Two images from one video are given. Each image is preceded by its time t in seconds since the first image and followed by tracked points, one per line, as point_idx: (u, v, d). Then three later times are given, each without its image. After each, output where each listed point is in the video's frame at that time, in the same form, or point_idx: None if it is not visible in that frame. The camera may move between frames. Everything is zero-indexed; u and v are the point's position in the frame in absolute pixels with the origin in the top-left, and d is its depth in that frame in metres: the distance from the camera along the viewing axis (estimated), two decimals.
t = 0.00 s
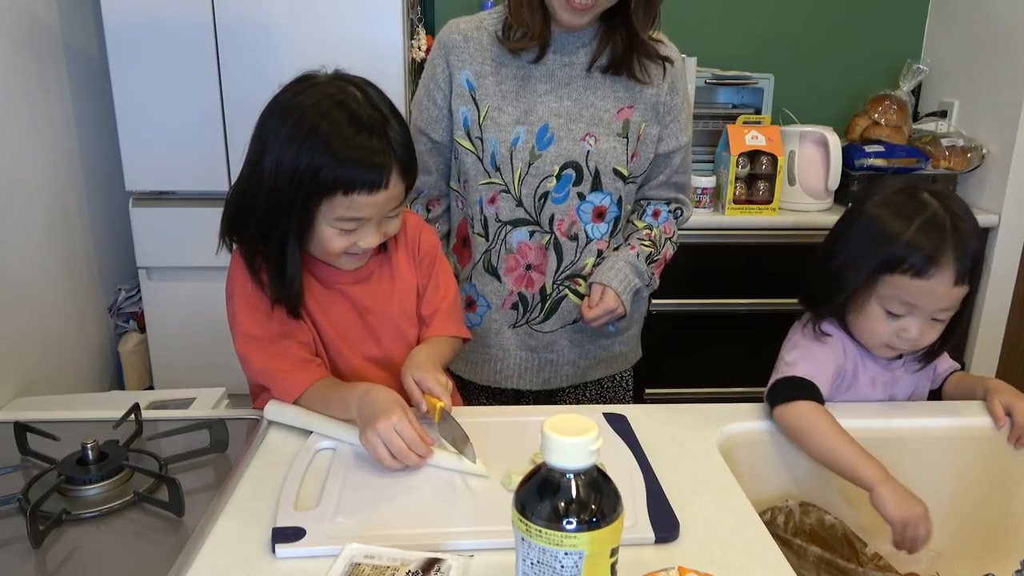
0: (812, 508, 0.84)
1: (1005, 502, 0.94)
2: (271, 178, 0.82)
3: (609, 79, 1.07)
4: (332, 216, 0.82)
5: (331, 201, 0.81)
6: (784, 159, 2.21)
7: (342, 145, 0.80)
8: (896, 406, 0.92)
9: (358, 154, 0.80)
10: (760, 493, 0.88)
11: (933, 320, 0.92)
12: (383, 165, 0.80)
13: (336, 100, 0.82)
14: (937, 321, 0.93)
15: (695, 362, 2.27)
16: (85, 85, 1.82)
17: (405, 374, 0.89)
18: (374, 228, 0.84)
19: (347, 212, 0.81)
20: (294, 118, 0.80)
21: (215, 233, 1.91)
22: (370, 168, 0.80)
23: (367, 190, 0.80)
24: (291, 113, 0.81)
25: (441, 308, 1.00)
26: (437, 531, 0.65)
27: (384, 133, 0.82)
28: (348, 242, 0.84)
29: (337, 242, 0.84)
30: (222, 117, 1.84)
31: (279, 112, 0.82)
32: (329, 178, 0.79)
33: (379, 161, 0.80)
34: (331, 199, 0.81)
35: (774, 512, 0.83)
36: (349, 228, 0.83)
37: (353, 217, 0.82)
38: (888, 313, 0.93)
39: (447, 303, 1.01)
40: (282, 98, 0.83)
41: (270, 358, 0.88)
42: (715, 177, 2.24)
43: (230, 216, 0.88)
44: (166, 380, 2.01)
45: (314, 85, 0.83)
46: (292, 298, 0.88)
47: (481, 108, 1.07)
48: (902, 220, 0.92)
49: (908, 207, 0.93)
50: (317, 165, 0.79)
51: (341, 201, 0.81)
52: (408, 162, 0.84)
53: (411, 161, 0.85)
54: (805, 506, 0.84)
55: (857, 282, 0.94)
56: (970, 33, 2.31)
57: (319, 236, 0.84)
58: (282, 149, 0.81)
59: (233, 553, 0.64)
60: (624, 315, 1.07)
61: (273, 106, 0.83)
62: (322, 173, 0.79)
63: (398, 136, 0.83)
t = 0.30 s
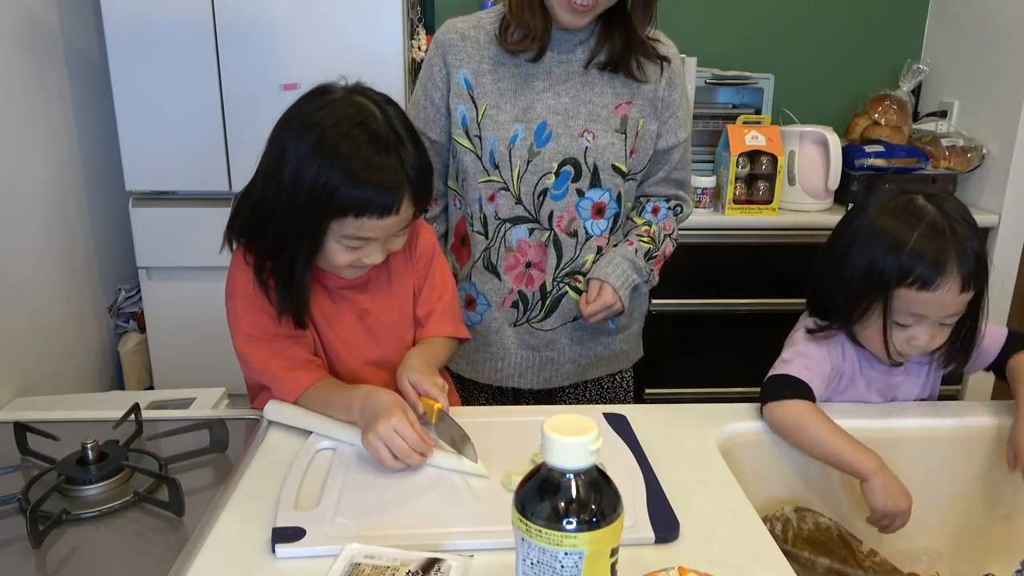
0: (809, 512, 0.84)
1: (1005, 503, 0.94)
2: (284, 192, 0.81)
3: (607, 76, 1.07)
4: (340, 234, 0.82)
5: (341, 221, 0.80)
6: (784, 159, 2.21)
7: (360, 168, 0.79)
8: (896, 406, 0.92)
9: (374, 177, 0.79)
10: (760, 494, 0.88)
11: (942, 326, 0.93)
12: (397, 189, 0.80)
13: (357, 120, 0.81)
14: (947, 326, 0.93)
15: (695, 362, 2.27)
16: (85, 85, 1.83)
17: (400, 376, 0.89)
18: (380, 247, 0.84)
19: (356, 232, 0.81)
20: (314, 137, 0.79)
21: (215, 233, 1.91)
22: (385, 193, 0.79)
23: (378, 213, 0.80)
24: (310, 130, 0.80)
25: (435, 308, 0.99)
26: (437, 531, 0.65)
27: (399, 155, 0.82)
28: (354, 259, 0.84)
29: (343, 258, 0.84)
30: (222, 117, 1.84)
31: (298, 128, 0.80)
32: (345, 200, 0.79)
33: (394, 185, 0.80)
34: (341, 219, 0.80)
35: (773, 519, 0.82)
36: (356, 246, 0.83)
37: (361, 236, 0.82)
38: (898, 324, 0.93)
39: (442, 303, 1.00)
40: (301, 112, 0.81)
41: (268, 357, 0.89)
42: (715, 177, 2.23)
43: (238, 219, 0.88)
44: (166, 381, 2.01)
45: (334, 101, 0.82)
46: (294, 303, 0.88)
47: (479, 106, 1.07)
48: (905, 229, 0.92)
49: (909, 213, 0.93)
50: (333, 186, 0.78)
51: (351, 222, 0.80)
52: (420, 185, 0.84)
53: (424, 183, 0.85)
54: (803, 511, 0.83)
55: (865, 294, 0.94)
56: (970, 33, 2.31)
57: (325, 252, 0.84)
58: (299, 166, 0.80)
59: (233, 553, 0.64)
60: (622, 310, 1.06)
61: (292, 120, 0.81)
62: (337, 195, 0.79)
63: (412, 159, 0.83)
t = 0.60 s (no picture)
0: (811, 514, 0.83)
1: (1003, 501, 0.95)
2: (291, 200, 0.81)
3: (609, 76, 1.07)
4: (345, 241, 0.82)
5: (345, 228, 0.81)
6: (784, 159, 2.21)
7: (367, 178, 0.79)
8: (895, 407, 0.92)
9: (381, 187, 0.79)
10: (759, 495, 0.89)
11: (939, 332, 0.91)
12: (403, 198, 0.80)
13: (364, 130, 0.80)
14: (944, 333, 0.91)
15: (695, 362, 2.27)
16: (85, 85, 1.83)
17: (404, 383, 0.88)
18: (383, 252, 0.84)
19: (361, 239, 0.82)
20: (321, 147, 0.79)
21: (215, 233, 1.91)
22: (391, 202, 0.80)
23: (384, 221, 0.80)
24: (317, 140, 0.79)
25: (431, 310, 1.00)
26: (437, 531, 0.65)
27: (404, 162, 0.82)
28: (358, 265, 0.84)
29: (347, 263, 0.84)
30: (222, 117, 1.84)
31: (304, 136, 0.80)
32: (351, 211, 0.79)
33: (400, 194, 0.80)
34: (346, 227, 0.81)
35: (774, 523, 0.82)
36: (360, 252, 0.83)
37: (364, 242, 0.82)
38: (891, 329, 0.92)
39: (437, 304, 1.01)
40: (306, 120, 0.81)
41: (268, 358, 0.88)
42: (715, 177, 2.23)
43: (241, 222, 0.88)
44: (167, 380, 2.01)
45: (340, 109, 0.81)
46: (295, 306, 0.88)
47: (480, 107, 1.06)
48: (899, 229, 0.92)
49: (906, 215, 0.93)
50: (340, 196, 0.78)
51: (356, 229, 0.81)
52: (424, 191, 0.84)
53: (428, 190, 0.85)
54: (805, 514, 0.82)
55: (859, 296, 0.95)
56: (970, 33, 2.31)
57: (330, 258, 0.84)
58: (306, 176, 0.79)
59: (233, 553, 0.64)
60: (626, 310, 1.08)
61: (299, 129, 0.81)
62: (344, 205, 0.79)
63: (416, 165, 0.83)
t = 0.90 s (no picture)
0: (811, 514, 0.83)
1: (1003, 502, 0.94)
2: (287, 200, 0.81)
3: (610, 76, 1.07)
4: (340, 240, 0.82)
5: (340, 227, 0.81)
6: (784, 159, 2.21)
7: (360, 177, 0.79)
8: (895, 408, 0.92)
9: (375, 185, 0.79)
10: (757, 496, 0.89)
11: (926, 322, 0.91)
12: (397, 196, 0.80)
13: (357, 128, 0.80)
14: (932, 324, 0.91)
15: (696, 362, 2.27)
16: (85, 85, 1.83)
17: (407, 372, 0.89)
18: (378, 251, 0.84)
19: (356, 237, 0.82)
20: (315, 146, 0.79)
21: (215, 233, 1.91)
22: (385, 200, 0.80)
23: (378, 219, 0.80)
24: (311, 139, 0.79)
25: (430, 305, 1.00)
26: (437, 531, 0.65)
27: (398, 160, 0.82)
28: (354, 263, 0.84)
29: (343, 262, 0.84)
30: (222, 117, 1.84)
31: (298, 136, 0.80)
32: (345, 209, 0.79)
33: (394, 192, 0.80)
34: (341, 225, 0.81)
35: (774, 523, 0.82)
36: (355, 250, 0.83)
37: (359, 241, 0.82)
38: (876, 312, 0.93)
39: (438, 299, 1.01)
40: (299, 120, 0.81)
41: (268, 359, 0.88)
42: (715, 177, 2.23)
43: (236, 223, 0.88)
44: (167, 380, 2.01)
45: (334, 109, 0.81)
46: (293, 306, 0.88)
47: (482, 108, 1.07)
48: (889, 214, 0.94)
49: (902, 206, 0.94)
50: (334, 194, 0.78)
51: (351, 227, 0.81)
52: (418, 189, 0.84)
53: (422, 187, 0.85)
54: (805, 513, 0.82)
55: (851, 285, 0.95)
56: (970, 33, 2.31)
57: (325, 257, 0.84)
58: (300, 176, 0.79)
59: (233, 553, 0.64)
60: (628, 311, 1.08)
61: (291, 129, 0.81)
62: (338, 203, 0.79)
63: (410, 163, 0.83)
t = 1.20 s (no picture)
0: (812, 515, 0.83)
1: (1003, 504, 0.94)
2: (286, 197, 0.81)
3: (616, 79, 1.07)
4: (339, 235, 0.82)
5: (338, 223, 0.81)
6: (784, 159, 2.20)
7: (359, 173, 0.79)
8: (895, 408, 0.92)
9: (374, 180, 0.79)
10: (758, 496, 0.89)
11: (873, 282, 0.93)
12: (396, 191, 0.80)
13: (356, 124, 0.81)
14: (876, 286, 0.93)
15: (695, 362, 2.27)
16: (86, 84, 1.83)
17: (416, 381, 0.87)
18: (378, 247, 0.84)
19: (355, 233, 0.82)
20: (314, 142, 0.79)
21: (216, 234, 1.91)
22: (384, 195, 0.80)
23: (377, 215, 0.80)
24: (310, 135, 0.79)
25: (433, 304, 1.00)
26: (436, 531, 0.65)
27: (399, 157, 0.82)
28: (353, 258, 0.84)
29: (342, 258, 0.84)
30: (222, 117, 1.84)
31: (297, 131, 0.80)
32: (344, 205, 0.79)
33: (392, 187, 0.80)
34: (340, 221, 0.80)
35: (774, 523, 0.82)
36: (354, 246, 0.83)
37: (358, 237, 0.82)
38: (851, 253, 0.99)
39: (441, 298, 1.01)
40: (298, 116, 0.81)
41: (267, 358, 0.88)
42: (715, 177, 2.23)
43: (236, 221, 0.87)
44: (167, 380, 2.01)
45: (333, 104, 0.81)
46: (293, 304, 0.88)
47: (486, 107, 1.06)
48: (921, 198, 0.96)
49: (942, 203, 0.93)
50: (332, 190, 0.78)
51: (350, 223, 0.81)
52: (418, 185, 0.84)
53: (422, 184, 0.85)
54: (806, 514, 0.82)
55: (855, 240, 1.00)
56: (970, 33, 2.31)
57: (325, 254, 0.84)
58: (299, 171, 0.79)
59: (233, 552, 0.64)
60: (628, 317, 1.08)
61: (290, 124, 0.81)
62: (337, 198, 0.79)
63: (410, 159, 0.83)
